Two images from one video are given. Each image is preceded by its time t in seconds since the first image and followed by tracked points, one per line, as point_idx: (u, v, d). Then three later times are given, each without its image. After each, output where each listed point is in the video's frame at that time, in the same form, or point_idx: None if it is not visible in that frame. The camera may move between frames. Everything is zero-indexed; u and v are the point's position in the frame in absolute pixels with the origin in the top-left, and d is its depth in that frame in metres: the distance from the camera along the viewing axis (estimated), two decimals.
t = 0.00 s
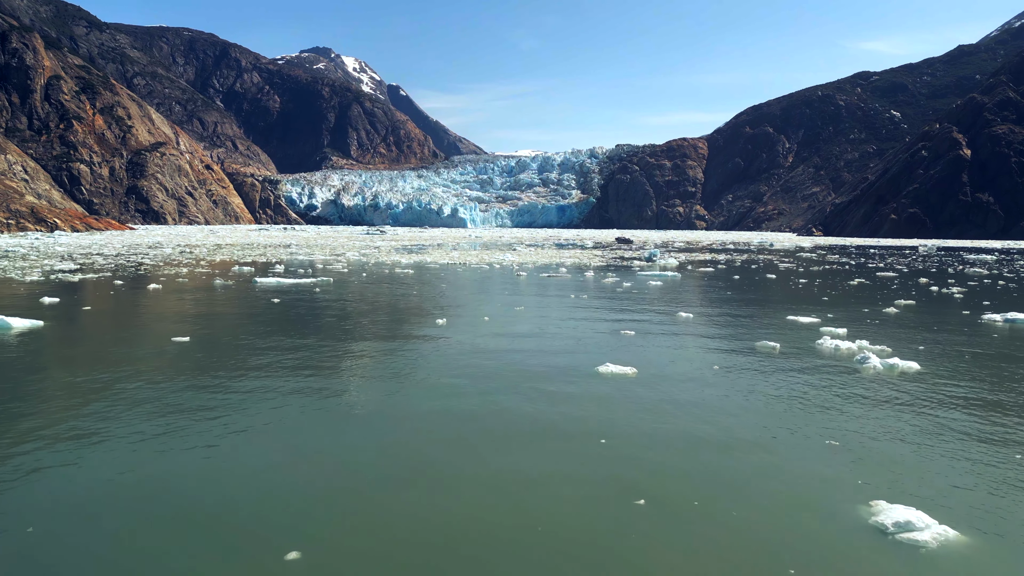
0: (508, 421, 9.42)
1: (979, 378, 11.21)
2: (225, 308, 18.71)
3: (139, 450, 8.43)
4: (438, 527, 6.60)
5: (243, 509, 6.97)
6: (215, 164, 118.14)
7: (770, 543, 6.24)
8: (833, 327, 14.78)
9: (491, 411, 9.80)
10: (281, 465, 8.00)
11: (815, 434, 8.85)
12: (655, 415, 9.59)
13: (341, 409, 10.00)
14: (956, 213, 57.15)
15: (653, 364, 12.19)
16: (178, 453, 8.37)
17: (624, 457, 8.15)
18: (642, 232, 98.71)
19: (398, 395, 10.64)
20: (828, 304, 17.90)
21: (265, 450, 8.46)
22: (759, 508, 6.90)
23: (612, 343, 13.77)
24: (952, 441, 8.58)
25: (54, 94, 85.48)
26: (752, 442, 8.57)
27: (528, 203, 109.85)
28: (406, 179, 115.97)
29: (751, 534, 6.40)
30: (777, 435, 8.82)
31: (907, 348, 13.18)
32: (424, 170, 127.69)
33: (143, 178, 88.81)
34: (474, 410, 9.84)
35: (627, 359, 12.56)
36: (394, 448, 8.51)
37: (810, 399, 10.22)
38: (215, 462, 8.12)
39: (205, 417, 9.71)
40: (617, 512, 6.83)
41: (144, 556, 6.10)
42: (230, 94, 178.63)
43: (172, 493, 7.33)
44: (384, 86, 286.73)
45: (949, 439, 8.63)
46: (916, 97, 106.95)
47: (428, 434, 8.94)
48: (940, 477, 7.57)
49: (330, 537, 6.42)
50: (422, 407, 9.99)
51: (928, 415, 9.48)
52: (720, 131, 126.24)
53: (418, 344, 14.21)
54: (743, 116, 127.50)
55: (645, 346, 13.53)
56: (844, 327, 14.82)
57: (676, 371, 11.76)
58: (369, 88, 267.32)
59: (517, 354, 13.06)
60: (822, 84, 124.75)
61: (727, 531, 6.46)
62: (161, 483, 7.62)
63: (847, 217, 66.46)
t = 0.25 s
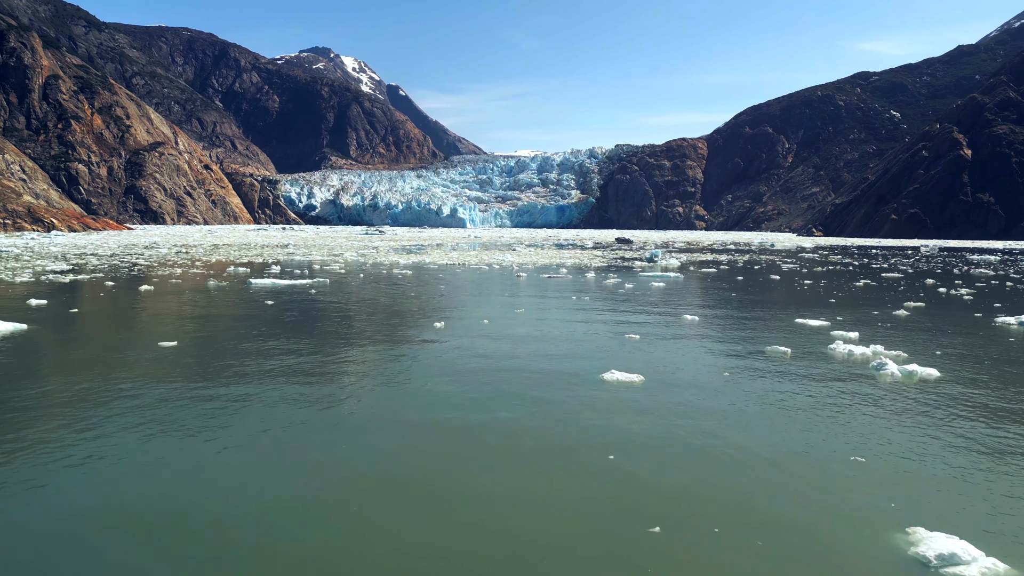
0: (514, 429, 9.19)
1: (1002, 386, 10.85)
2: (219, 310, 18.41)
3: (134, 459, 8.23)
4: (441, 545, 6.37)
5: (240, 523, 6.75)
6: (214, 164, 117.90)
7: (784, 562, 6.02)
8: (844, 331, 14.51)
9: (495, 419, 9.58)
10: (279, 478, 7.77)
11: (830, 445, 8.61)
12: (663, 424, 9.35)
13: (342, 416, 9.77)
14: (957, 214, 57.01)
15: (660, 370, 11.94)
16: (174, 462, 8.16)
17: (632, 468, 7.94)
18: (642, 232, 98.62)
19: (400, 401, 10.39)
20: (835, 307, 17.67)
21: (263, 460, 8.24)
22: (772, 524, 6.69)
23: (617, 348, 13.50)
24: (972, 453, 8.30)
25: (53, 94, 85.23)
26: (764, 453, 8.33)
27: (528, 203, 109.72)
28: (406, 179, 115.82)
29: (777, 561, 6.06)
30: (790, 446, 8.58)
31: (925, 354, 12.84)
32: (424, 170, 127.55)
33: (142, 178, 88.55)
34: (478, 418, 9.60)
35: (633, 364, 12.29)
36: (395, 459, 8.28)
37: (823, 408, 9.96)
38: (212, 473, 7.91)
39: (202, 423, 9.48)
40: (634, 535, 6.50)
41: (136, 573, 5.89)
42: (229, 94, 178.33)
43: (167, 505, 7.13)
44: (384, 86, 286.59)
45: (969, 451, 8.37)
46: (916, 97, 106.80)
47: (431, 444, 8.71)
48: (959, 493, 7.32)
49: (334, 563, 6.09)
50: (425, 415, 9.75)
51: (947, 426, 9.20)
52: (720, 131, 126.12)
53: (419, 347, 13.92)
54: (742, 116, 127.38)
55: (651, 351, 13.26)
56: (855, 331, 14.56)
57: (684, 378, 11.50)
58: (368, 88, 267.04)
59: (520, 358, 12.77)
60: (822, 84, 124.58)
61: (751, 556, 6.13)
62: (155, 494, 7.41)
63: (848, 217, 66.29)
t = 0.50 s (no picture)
0: (515, 438, 8.88)
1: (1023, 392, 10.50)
2: (210, 312, 18.05)
3: (120, 469, 7.95)
4: (434, 564, 6.08)
5: (225, 542, 6.47)
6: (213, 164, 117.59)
7: None
8: (855, 335, 14.18)
9: (496, 426, 9.27)
10: (268, 491, 7.49)
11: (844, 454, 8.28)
12: (668, 431, 9.03)
13: (337, 424, 9.47)
14: (958, 214, 56.86)
15: (667, 376, 11.58)
16: (161, 473, 7.89)
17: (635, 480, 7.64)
18: (641, 231, 98.49)
19: (398, 408, 10.06)
20: (844, 309, 17.40)
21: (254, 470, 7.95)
22: (782, 542, 6.39)
23: (621, 352, 13.15)
24: (994, 464, 7.95)
25: (51, 93, 85.01)
26: (773, 462, 8.05)
27: (527, 203, 109.54)
28: (405, 179, 115.61)
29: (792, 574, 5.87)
30: (801, 455, 8.27)
31: (941, 358, 12.53)
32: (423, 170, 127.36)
33: (140, 177, 88.29)
34: (478, 425, 9.29)
35: (639, 369, 11.94)
36: (391, 470, 7.98)
37: (836, 415, 9.62)
38: (200, 485, 7.62)
39: (193, 430, 9.20)
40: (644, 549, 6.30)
41: None
42: (228, 94, 178.00)
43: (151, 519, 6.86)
44: (383, 86, 286.31)
45: (989, 462, 8.03)
46: (916, 97, 106.70)
47: (429, 454, 8.41)
48: (980, 508, 6.99)
49: None
50: (423, 422, 9.44)
51: (966, 434, 8.85)
52: (719, 131, 125.96)
53: (417, 350, 13.59)
54: (742, 116, 127.24)
55: (657, 355, 12.92)
56: (868, 335, 14.23)
57: (691, 382, 11.17)
58: (368, 88, 266.83)
59: (522, 363, 12.44)
60: (822, 85, 124.44)
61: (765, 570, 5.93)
62: (145, 506, 7.16)
63: (848, 218, 66.10)
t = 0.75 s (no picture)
0: (517, 446, 8.73)
1: None
2: (201, 314, 17.73)
3: (116, 476, 7.87)
4: None
5: (219, 550, 6.39)
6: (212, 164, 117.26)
7: None
8: (869, 340, 13.94)
9: (499, 433, 9.16)
10: (268, 496, 7.43)
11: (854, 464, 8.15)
12: (673, 438, 8.92)
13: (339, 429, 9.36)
14: (958, 215, 56.73)
15: (677, 382, 11.35)
16: (157, 480, 7.80)
17: (639, 488, 7.54)
18: (642, 232, 98.20)
19: (399, 414, 9.90)
20: (853, 311, 17.16)
21: (251, 478, 7.85)
22: (786, 549, 6.32)
23: (630, 357, 12.90)
24: (1013, 477, 7.74)
25: (49, 93, 84.80)
26: (784, 472, 7.89)
27: (526, 203, 109.32)
28: (404, 179, 115.39)
29: None
30: (812, 465, 8.12)
31: (958, 364, 12.25)
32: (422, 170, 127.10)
33: (139, 177, 88.02)
34: (480, 433, 9.13)
35: (646, 375, 11.73)
36: (388, 479, 7.86)
37: (850, 424, 9.44)
38: (197, 492, 7.53)
39: (191, 436, 9.06)
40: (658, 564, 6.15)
41: None
42: (227, 94, 177.65)
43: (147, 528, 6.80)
44: (382, 86, 286.00)
45: (1012, 474, 7.82)
46: (915, 97, 106.58)
47: (430, 462, 8.27)
48: (1005, 522, 6.79)
49: None
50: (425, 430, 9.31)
51: (982, 444, 8.65)
52: (719, 131, 125.71)
53: (420, 355, 13.33)
54: (741, 116, 126.97)
55: (667, 361, 12.66)
56: (881, 340, 13.97)
57: (701, 389, 11.01)
58: (367, 88, 266.54)
59: (524, 369, 12.15)
60: (821, 85, 124.26)
61: None
62: (148, 516, 7.04)
63: (848, 218, 65.94)
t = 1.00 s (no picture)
0: (516, 454, 8.52)
1: None
2: (193, 316, 17.42)
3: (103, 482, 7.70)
4: None
5: (204, 562, 6.22)
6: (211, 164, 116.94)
7: None
8: (883, 345, 13.67)
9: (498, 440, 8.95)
10: (259, 505, 7.25)
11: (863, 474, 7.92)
12: (675, 445, 8.72)
13: (336, 434, 9.16)
14: (959, 215, 56.60)
15: (686, 388, 11.10)
16: (147, 485, 7.65)
17: (639, 499, 7.34)
18: (642, 232, 98.12)
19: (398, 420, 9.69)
20: (863, 314, 16.91)
21: (242, 486, 7.67)
22: (788, 562, 6.14)
23: (636, 362, 12.65)
24: None
25: (47, 92, 84.56)
26: (798, 481, 7.71)
27: (525, 203, 109.10)
28: (403, 180, 115.15)
29: None
30: (819, 474, 7.92)
31: (978, 370, 11.96)
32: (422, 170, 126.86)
33: (137, 177, 87.73)
34: (480, 441, 8.91)
35: (652, 381, 11.48)
36: (383, 487, 7.66)
37: (860, 432, 9.21)
38: (187, 501, 7.34)
39: (184, 440, 8.90)
40: None
41: None
42: (226, 94, 177.30)
43: (134, 536, 6.65)
44: (381, 86, 285.68)
45: None
46: (915, 97, 106.48)
47: (426, 471, 8.07)
48: None
49: None
50: (424, 437, 9.09)
51: (1003, 455, 8.35)
52: (718, 131, 125.58)
53: (421, 358, 13.07)
54: (741, 116, 126.85)
55: (677, 366, 12.40)
56: (894, 344, 13.71)
57: (709, 395, 10.77)
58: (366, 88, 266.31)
59: (527, 375, 11.87)
60: (821, 85, 124.14)
61: None
62: (147, 524, 6.90)
63: (848, 218, 65.77)
